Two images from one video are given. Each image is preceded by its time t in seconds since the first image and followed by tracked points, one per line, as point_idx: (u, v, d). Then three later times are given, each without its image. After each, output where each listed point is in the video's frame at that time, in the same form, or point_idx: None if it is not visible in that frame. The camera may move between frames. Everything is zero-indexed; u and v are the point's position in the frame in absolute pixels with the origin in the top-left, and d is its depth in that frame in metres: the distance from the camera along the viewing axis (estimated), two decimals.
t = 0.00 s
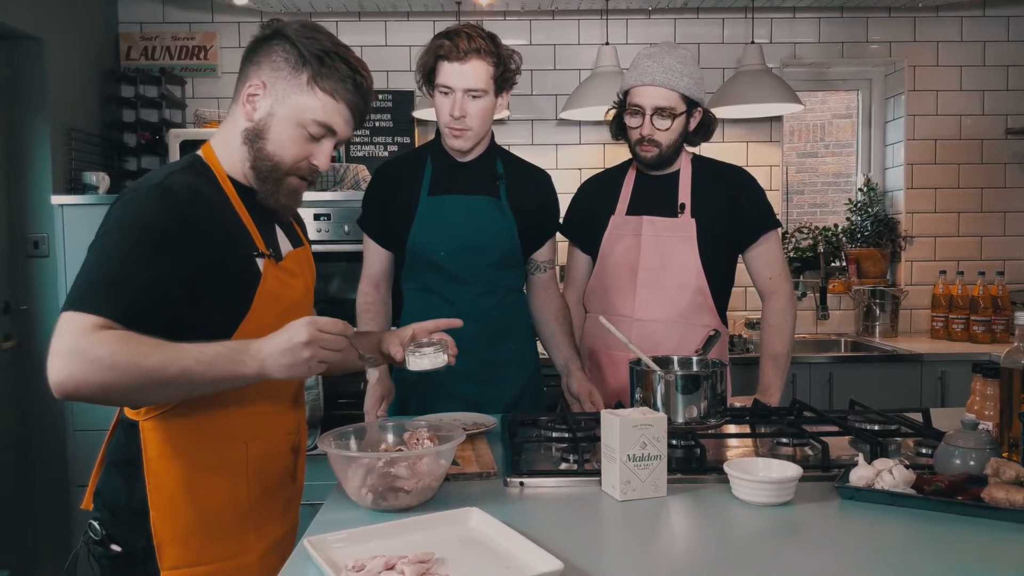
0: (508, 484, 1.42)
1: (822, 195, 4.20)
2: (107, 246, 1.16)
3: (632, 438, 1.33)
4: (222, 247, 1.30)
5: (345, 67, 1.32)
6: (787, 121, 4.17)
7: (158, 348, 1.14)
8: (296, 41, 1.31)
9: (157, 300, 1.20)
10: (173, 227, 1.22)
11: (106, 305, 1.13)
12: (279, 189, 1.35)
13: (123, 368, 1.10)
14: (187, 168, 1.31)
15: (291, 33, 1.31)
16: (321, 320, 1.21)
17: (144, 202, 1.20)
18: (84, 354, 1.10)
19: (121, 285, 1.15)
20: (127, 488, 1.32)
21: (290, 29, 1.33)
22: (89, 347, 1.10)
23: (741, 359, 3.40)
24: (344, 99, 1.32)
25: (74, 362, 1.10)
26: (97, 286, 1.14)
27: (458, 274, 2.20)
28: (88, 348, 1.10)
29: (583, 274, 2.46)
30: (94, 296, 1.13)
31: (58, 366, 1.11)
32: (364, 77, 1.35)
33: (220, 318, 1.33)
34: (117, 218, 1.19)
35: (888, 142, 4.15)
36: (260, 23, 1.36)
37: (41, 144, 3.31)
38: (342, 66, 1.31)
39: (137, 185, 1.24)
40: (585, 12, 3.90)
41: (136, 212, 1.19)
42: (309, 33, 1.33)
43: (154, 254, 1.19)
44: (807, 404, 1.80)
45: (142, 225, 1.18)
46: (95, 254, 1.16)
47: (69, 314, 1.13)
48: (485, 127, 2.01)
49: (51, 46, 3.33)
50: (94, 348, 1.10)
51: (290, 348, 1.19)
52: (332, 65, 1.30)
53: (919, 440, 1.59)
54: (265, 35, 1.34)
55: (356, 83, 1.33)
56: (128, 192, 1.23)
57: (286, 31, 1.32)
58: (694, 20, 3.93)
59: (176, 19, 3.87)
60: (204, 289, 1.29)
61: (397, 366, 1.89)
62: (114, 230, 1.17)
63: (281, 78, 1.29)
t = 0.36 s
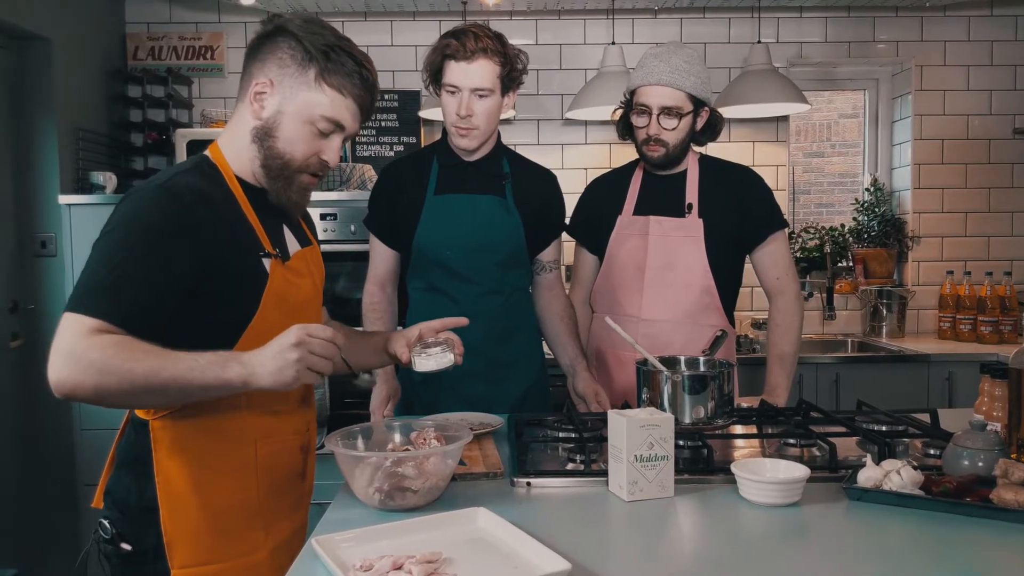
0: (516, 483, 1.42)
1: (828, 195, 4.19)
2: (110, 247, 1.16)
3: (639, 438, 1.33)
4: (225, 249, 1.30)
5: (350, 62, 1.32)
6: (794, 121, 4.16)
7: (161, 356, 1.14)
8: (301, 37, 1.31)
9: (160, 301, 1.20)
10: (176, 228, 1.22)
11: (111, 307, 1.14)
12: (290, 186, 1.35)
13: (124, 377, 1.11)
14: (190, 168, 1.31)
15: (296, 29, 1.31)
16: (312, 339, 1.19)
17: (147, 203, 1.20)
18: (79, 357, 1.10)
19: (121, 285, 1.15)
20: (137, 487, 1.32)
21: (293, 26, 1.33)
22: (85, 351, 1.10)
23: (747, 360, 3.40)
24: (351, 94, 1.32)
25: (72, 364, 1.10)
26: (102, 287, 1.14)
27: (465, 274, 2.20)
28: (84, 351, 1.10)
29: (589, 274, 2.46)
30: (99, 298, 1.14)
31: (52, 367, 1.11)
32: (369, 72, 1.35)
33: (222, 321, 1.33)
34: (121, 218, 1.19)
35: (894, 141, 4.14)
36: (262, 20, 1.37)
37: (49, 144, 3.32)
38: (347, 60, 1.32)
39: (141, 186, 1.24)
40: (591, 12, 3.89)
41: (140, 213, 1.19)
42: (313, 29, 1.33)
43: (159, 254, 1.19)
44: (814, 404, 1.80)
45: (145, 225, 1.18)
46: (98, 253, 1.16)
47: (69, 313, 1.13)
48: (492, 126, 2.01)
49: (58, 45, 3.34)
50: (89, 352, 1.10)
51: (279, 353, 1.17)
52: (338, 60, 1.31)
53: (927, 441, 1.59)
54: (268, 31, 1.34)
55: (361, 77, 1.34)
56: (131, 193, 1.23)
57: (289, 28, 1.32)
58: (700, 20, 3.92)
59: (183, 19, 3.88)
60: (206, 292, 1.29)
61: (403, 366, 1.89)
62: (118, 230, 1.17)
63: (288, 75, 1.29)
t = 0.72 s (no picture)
0: (519, 482, 1.42)
1: (834, 195, 4.18)
2: (156, 255, 1.17)
3: (643, 437, 1.33)
4: (250, 242, 1.31)
5: (363, 59, 1.32)
6: (799, 120, 4.15)
7: (180, 347, 1.16)
8: (312, 36, 1.30)
9: (206, 303, 1.22)
10: (208, 227, 1.23)
11: (169, 316, 1.16)
12: (307, 185, 1.37)
13: (150, 374, 1.14)
14: (207, 167, 1.31)
15: (306, 29, 1.31)
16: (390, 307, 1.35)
17: (179, 204, 1.20)
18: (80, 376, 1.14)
19: (175, 296, 1.16)
20: (143, 488, 1.33)
21: (302, 23, 1.32)
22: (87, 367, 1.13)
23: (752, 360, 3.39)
24: (366, 91, 1.33)
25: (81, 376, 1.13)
26: (161, 298, 1.16)
27: (469, 274, 2.20)
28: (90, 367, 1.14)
29: (593, 274, 2.46)
30: (158, 308, 1.15)
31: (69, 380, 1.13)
32: (381, 66, 1.35)
33: (255, 313, 1.35)
34: (156, 222, 1.18)
35: (900, 141, 4.13)
36: (268, 19, 1.36)
37: (54, 144, 3.33)
38: (361, 57, 1.32)
39: (165, 189, 1.24)
40: (596, 12, 3.89)
41: (174, 216, 1.19)
42: (322, 27, 1.33)
43: (199, 255, 1.20)
44: (818, 403, 1.79)
45: (183, 226, 1.19)
46: (140, 266, 1.17)
47: (132, 335, 1.16)
48: (496, 125, 2.01)
49: (63, 46, 3.35)
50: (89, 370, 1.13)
51: (369, 323, 1.29)
52: (352, 58, 1.31)
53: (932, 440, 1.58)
54: (277, 30, 1.33)
55: (375, 73, 1.34)
56: (156, 196, 1.22)
57: (299, 26, 1.32)
58: (705, 19, 3.91)
59: (188, 19, 3.89)
60: (240, 286, 1.31)
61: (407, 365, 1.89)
62: (153, 236, 1.17)
63: (304, 76, 1.29)
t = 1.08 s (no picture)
0: (521, 480, 1.42)
1: (838, 194, 4.17)
2: (171, 253, 1.17)
3: (645, 436, 1.33)
4: (263, 242, 1.31)
5: (380, 58, 1.33)
6: (803, 120, 4.15)
7: (193, 347, 1.15)
8: (331, 34, 1.31)
9: (216, 304, 1.21)
10: (221, 227, 1.23)
11: (181, 316, 1.15)
12: (323, 184, 1.38)
13: (165, 369, 1.13)
14: (225, 164, 1.31)
15: (325, 26, 1.31)
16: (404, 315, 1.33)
17: (194, 203, 1.21)
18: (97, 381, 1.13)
19: (188, 295, 1.16)
20: (148, 487, 1.34)
21: (320, 22, 1.32)
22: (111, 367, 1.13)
23: (756, 359, 3.39)
24: (382, 91, 1.34)
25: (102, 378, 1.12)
26: (173, 297, 1.15)
27: (473, 273, 2.20)
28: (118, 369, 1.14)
29: (596, 273, 2.46)
30: (170, 307, 1.15)
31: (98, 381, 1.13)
32: (397, 66, 1.36)
33: (266, 313, 1.34)
34: (172, 220, 1.19)
35: (904, 139, 4.12)
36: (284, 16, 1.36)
37: (59, 144, 3.34)
38: (378, 57, 1.32)
39: (182, 187, 1.24)
40: (599, 11, 3.89)
41: (190, 215, 1.19)
42: (339, 25, 1.33)
43: (213, 255, 1.21)
44: (821, 403, 1.79)
45: (198, 226, 1.19)
46: (154, 264, 1.17)
47: (143, 331, 1.15)
48: (499, 124, 2.01)
49: (67, 46, 3.35)
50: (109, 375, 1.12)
51: (381, 343, 1.29)
52: (370, 58, 1.31)
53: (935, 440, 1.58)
54: (295, 27, 1.34)
55: (391, 73, 1.34)
56: (173, 194, 1.22)
57: (318, 24, 1.32)
58: (708, 18, 3.91)
59: (192, 19, 3.90)
60: (251, 287, 1.31)
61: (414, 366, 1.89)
62: (169, 234, 1.18)
63: (322, 75, 1.29)
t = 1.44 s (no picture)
0: (526, 480, 1.42)
1: (844, 194, 4.16)
2: (164, 251, 1.17)
3: (650, 436, 1.33)
4: (259, 243, 1.32)
5: (385, 65, 1.33)
6: (808, 119, 4.14)
7: (200, 350, 1.16)
8: (337, 37, 1.31)
9: (208, 305, 1.22)
10: (215, 227, 1.23)
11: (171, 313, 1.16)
12: (320, 185, 1.38)
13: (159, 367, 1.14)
14: (224, 164, 1.32)
15: (332, 30, 1.32)
16: (390, 321, 1.31)
17: (190, 202, 1.21)
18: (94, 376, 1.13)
19: (177, 292, 1.16)
20: (152, 486, 1.35)
21: (330, 25, 1.33)
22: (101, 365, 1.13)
23: (762, 359, 3.39)
24: (385, 96, 1.33)
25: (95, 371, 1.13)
26: (162, 294, 1.15)
27: (478, 273, 2.20)
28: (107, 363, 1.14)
29: (601, 273, 2.46)
30: (159, 303, 1.15)
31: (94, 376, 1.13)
32: (403, 74, 1.36)
33: (259, 314, 1.35)
34: (168, 219, 1.19)
35: (910, 139, 4.11)
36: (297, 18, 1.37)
37: (65, 144, 3.36)
38: (384, 63, 1.32)
39: (179, 186, 1.25)
40: (604, 11, 3.89)
41: (185, 214, 1.20)
42: (348, 29, 1.34)
43: (206, 254, 1.21)
44: (826, 403, 1.79)
45: (192, 225, 1.20)
46: (147, 261, 1.18)
47: (131, 327, 1.15)
48: (503, 123, 2.02)
49: (73, 46, 3.36)
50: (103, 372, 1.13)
51: (364, 349, 1.28)
52: (375, 64, 1.32)
53: (940, 441, 1.58)
54: (305, 30, 1.35)
55: (396, 80, 1.34)
56: (170, 192, 1.23)
57: (327, 27, 1.33)
58: (713, 17, 3.91)
59: (198, 19, 3.91)
60: (244, 287, 1.31)
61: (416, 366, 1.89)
62: (164, 233, 1.18)
63: (324, 76, 1.30)
